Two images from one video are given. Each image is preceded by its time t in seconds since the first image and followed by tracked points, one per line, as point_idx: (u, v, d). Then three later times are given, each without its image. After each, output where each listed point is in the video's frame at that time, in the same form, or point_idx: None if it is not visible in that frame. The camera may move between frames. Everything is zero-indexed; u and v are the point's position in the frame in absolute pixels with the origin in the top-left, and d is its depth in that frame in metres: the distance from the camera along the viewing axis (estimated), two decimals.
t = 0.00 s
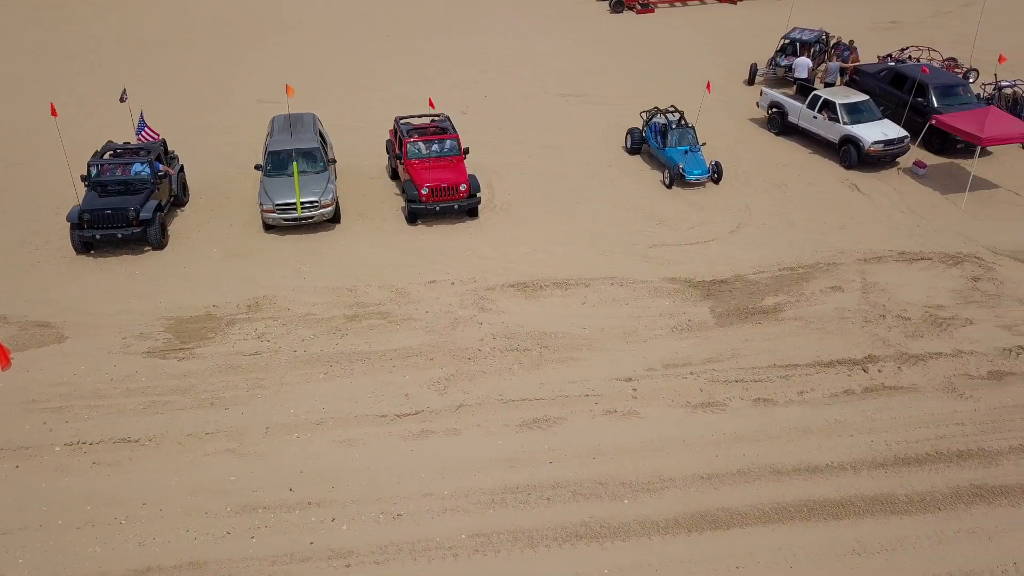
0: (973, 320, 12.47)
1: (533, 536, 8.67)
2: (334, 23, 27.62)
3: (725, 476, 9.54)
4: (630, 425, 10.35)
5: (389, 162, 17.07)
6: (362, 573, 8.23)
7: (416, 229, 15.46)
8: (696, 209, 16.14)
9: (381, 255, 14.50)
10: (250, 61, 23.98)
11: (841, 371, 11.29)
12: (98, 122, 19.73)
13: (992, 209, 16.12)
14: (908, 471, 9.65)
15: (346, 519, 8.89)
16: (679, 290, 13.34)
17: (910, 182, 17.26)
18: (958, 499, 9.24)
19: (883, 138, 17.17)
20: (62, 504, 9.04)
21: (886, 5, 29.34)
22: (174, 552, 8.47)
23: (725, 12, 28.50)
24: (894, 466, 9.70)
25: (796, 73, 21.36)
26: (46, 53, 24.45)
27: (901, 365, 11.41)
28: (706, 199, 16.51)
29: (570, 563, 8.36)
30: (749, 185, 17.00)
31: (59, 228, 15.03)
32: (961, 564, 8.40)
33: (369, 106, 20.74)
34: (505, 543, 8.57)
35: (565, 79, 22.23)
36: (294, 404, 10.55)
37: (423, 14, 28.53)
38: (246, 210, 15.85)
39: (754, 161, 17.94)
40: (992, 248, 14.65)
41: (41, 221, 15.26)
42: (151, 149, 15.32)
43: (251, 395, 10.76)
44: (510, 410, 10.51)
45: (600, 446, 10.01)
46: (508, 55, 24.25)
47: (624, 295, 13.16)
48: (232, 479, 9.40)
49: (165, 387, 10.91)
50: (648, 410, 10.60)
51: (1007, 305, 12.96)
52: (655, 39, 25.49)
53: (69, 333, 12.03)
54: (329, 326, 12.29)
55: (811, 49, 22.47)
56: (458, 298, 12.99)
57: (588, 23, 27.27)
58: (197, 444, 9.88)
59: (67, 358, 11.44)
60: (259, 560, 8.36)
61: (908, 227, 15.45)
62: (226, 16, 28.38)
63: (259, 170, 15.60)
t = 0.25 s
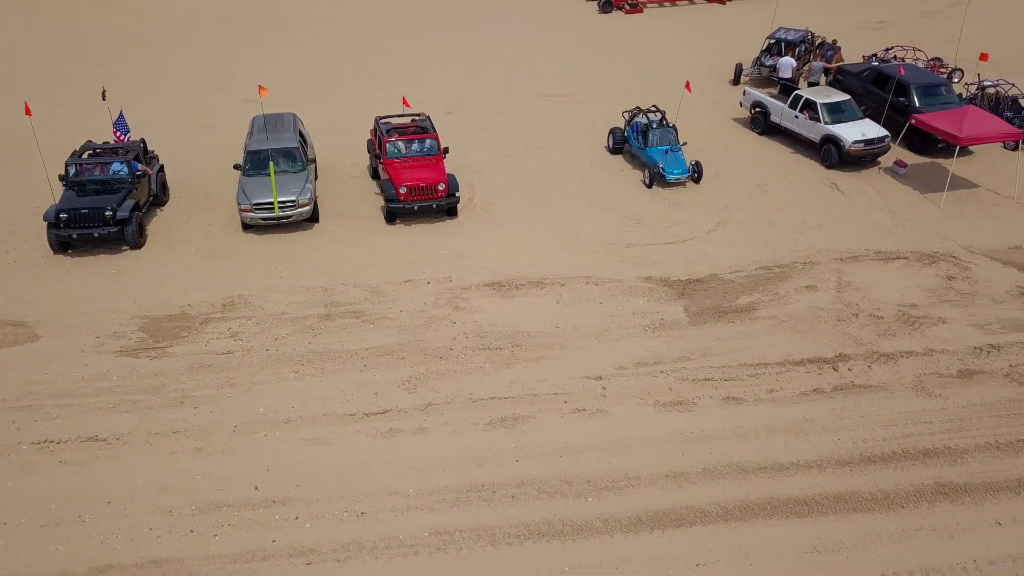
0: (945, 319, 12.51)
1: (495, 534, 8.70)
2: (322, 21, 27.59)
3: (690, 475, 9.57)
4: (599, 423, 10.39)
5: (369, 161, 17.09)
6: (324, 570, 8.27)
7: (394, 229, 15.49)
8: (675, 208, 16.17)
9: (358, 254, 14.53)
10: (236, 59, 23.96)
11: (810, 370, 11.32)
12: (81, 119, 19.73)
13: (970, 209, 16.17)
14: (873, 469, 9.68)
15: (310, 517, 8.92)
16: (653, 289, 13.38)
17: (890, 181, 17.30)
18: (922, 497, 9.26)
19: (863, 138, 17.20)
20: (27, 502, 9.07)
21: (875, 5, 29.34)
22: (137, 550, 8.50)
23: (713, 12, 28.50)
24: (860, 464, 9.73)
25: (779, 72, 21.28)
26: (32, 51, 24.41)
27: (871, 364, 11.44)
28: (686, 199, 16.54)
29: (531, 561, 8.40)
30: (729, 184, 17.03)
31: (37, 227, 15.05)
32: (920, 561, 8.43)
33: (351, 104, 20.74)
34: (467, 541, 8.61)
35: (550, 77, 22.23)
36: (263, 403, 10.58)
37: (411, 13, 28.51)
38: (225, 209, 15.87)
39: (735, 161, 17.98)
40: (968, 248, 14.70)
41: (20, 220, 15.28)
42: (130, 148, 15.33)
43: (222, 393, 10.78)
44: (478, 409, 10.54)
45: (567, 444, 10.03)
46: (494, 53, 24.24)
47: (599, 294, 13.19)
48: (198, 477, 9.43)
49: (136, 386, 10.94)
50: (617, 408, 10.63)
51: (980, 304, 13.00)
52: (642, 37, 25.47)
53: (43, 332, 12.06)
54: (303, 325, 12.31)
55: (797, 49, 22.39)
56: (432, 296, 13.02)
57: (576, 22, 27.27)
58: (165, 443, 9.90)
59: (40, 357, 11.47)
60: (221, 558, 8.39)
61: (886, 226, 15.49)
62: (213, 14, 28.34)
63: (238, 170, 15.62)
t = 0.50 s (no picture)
0: (917, 317, 12.55)
1: (458, 531, 8.73)
2: (309, 20, 27.58)
3: (655, 472, 9.60)
4: (567, 420, 10.42)
5: (350, 161, 17.13)
6: (285, 567, 8.30)
7: (373, 228, 15.53)
8: (654, 207, 16.21)
9: (336, 253, 14.57)
10: (222, 57, 23.95)
11: (780, 368, 11.36)
12: (64, 117, 19.74)
13: (948, 208, 16.22)
14: (838, 466, 9.71)
15: (274, 514, 8.95)
16: (628, 287, 13.41)
17: (870, 180, 17.33)
18: (885, 494, 9.29)
19: (844, 137, 17.25)
20: None
21: (863, 5, 29.37)
22: (100, 546, 8.53)
23: (701, 11, 28.51)
24: (825, 461, 9.76)
25: (764, 72, 21.27)
26: (17, 48, 24.39)
27: (841, 362, 11.48)
28: (665, 198, 16.58)
29: (492, 557, 8.43)
30: (709, 183, 17.07)
31: (16, 226, 15.07)
32: (880, 558, 8.46)
33: (335, 102, 20.75)
34: (430, 538, 8.64)
35: (535, 76, 22.24)
36: (233, 401, 10.61)
37: (399, 12, 28.51)
38: (205, 208, 15.90)
39: (716, 160, 18.02)
40: (944, 246, 14.75)
41: None
42: (110, 147, 15.36)
43: (192, 391, 10.81)
44: (447, 407, 10.56)
45: (534, 441, 10.06)
46: (480, 52, 24.24)
47: (573, 292, 13.23)
48: (164, 475, 9.46)
49: (107, 384, 10.97)
50: (586, 406, 10.66)
51: (954, 302, 13.04)
52: (629, 36, 25.49)
53: (17, 331, 12.10)
54: (277, 323, 12.34)
55: (781, 49, 22.40)
56: (407, 295, 13.05)
57: (563, 21, 27.28)
58: (133, 441, 9.94)
59: (14, 356, 11.50)
60: (184, 555, 8.42)
61: (864, 225, 15.53)
62: (201, 12, 28.32)
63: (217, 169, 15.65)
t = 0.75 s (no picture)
0: (888, 315, 12.58)
1: (419, 527, 8.75)
2: (296, 17, 27.54)
3: (619, 468, 9.63)
4: (534, 417, 10.45)
5: (329, 159, 17.15)
6: (245, 563, 8.34)
7: (351, 225, 15.57)
8: (632, 206, 16.24)
9: (313, 250, 14.60)
10: (206, 54, 23.91)
11: (749, 365, 11.39)
12: (45, 113, 19.73)
13: (926, 206, 16.27)
14: (802, 462, 9.73)
15: (236, 511, 8.98)
16: (602, 285, 13.45)
17: (849, 178, 17.36)
18: (847, 490, 9.31)
19: (823, 135, 17.29)
20: None
21: (850, 4, 29.42)
22: (61, 543, 8.56)
23: (689, 10, 28.52)
24: (789, 458, 9.79)
25: (747, 70, 21.27)
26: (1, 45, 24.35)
27: (810, 360, 11.51)
28: (644, 196, 16.62)
29: (451, 554, 8.46)
30: (688, 182, 17.10)
31: None
32: (838, 554, 8.51)
33: (318, 100, 20.77)
34: (390, 534, 8.67)
35: (519, 75, 22.27)
36: (201, 398, 10.64)
37: (386, 9, 28.48)
38: (183, 207, 15.92)
39: (696, 159, 18.06)
40: (919, 245, 14.79)
41: None
42: (87, 146, 15.37)
43: (161, 388, 10.84)
44: (415, 404, 10.59)
45: (499, 438, 10.09)
46: (465, 49, 24.25)
47: (547, 290, 13.26)
48: (129, 472, 9.48)
49: (77, 381, 11.00)
50: (553, 402, 10.70)
51: (926, 300, 13.06)
52: (614, 35, 25.52)
53: None
54: (249, 321, 12.37)
55: (765, 47, 22.46)
56: (381, 293, 13.08)
57: (549, 20, 27.28)
58: (100, 438, 9.97)
59: None
60: (145, 551, 8.46)
61: (840, 223, 15.57)
62: (187, 8, 28.25)
63: (196, 167, 15.68)
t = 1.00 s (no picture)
0: (860, 314, 12.62)
1: (381, 524, 8.79)
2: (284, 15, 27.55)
3: (583, 465, 9.67)
4: (501, 415, 10.49)
5: (309, 158, 17.18)
6: (205, 560, 8.37)
7: (329, 225, 15.61)
8: (611, 205, 16.29)
9: (290, 249, 14.64)
10: (192, 52, 23.94)
11: (718, 363, 11.43)
12: (28, 111, 19.74)
13: (903, 205, 16.32)
14: (766, 460, 9.77)
15: (199, 508, 9.01)
16: (576, 284, 13.50)
17: (828, 178, 17.41)
18: (809, 488, 9.35)
19: (802, 135, 17.34)
20: None
21: (838, 4, 29.46)
22: (23, 540, 8.60)
23: (676, 9, 28.56)
24: (753, 455, 9.82)
25: (731, 70, 21.29)
26: None
27: (779, 358, 11.56)
28: (623, 195, 16.67)
29: (411, 551, 8.49)
30: (668, 181, 17.16)
31: None
32: (797, 551, 8.55)
33: (302, 99, 20.79)
34: (352, 531, 8.70)
35: (504, 74, 22.31)
36: (170, 396, 10.68)
37: (374, 7, 28.49)
38: (162, 205, 15.96)
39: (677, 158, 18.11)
40: (895, 244, 14.83)
41: None
42: (65, 145, 15.41)
43: (131, 387, 10.88)
44: (383, 402, 10.63)
45: (466, 436, 10.12)
46: (451, 48, 24.28)
47: (521, 289, 13.31)
48: (94, 469, 9.53)
49: (47, 379, 11.04)
50: (521, 400, 10.74)
51: (899, 298, 13.10)
52: (601, 35, 25.56)
53: None
54: (222, 320, 12.40)
55: (749, 47, 22.50)
56: (355, 291, 13.12)
57: (537, 19, 27.32)
58: (67, 436, 10.01)
59: None
60: (106, 548, 8.51)
61: (817, 222, 15.61)
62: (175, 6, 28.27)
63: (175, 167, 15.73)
